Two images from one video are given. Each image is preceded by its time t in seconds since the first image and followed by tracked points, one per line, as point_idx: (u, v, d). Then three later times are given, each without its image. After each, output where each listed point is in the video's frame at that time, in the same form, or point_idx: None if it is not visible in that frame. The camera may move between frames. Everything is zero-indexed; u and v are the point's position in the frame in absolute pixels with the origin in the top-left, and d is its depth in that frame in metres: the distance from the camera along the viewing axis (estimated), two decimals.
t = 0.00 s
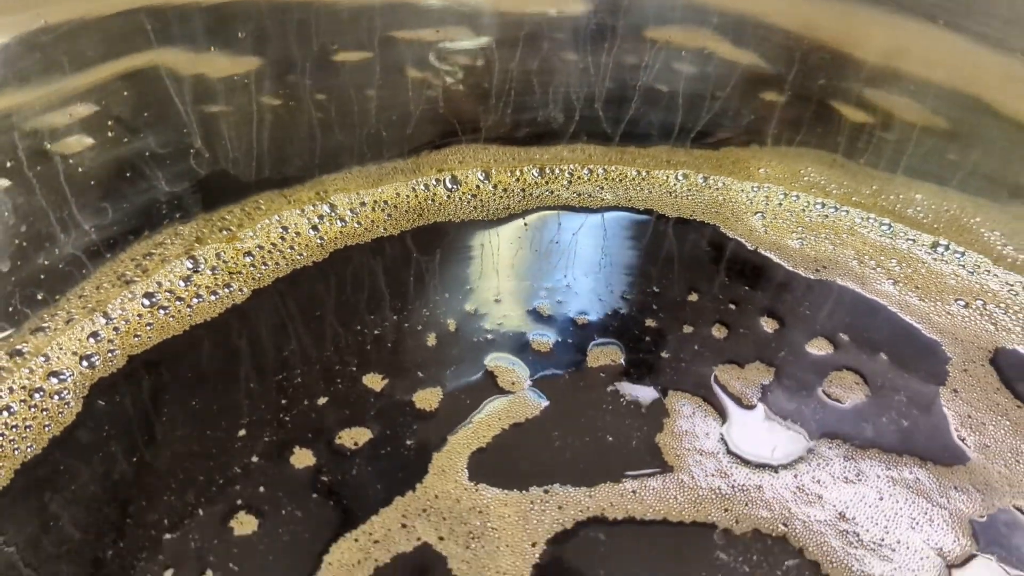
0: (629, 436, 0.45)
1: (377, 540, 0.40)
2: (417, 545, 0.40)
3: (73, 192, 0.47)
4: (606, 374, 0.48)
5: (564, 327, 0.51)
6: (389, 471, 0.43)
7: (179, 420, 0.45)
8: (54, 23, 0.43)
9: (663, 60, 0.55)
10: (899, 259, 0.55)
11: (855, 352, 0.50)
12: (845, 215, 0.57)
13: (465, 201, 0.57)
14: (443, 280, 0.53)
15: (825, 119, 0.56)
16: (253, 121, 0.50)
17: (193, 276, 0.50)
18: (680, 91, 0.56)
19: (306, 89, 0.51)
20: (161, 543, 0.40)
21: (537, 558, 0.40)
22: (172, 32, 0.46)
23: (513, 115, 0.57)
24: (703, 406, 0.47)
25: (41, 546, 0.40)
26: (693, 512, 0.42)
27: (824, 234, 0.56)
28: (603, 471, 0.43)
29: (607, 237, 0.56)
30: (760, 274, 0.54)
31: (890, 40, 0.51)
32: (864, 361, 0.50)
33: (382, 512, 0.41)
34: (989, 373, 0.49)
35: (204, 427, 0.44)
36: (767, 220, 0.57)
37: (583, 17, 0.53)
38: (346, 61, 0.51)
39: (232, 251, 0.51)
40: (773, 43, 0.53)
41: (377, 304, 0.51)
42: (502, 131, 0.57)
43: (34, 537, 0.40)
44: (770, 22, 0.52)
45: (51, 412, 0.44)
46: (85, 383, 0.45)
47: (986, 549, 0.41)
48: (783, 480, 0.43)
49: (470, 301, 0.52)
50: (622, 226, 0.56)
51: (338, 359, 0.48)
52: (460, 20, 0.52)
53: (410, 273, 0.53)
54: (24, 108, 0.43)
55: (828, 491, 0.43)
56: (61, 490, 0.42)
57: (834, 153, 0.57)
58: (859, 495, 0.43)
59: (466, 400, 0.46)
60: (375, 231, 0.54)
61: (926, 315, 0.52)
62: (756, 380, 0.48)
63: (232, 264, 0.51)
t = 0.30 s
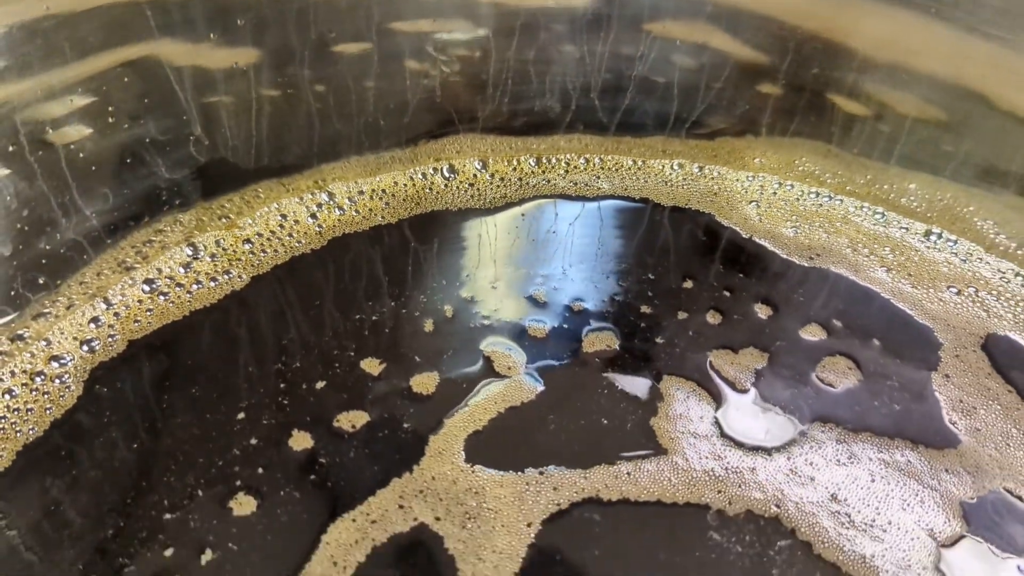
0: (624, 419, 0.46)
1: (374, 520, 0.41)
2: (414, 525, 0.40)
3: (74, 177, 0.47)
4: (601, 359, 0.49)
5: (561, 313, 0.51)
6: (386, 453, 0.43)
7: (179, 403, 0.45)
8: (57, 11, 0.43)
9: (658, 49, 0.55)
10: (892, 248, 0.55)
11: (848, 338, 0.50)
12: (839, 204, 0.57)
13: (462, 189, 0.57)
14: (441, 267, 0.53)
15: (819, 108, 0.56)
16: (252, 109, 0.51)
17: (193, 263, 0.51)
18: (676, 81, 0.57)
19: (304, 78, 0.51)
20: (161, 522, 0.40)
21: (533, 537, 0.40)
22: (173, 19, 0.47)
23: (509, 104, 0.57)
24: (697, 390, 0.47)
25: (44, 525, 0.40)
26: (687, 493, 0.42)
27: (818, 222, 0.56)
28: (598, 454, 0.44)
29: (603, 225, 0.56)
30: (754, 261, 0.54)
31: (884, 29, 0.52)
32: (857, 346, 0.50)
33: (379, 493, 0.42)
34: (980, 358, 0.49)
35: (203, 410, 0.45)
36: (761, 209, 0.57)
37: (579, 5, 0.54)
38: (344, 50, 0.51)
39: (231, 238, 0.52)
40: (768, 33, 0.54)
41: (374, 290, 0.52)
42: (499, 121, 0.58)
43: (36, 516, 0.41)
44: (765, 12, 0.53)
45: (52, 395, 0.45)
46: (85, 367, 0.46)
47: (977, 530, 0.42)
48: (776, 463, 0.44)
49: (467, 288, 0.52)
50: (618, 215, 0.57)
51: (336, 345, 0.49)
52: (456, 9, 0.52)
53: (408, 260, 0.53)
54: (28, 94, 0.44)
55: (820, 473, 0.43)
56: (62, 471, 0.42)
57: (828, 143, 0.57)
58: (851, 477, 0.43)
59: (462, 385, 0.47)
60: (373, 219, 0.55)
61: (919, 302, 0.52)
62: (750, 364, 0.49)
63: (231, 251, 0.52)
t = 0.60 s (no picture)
0: (616, 404, 0.46)
1: (370, 501, 0.41)
2: (409, 506, 0.41)
3: (75, 164, 0.48)
4: (594, 345, 0.49)
5: (554, 299, 0.52)
6: (382, 436, 0.44)
7: (177, 387, 0.46)
8: None
9: (651, 41, 0.56)
10: (883, 237, 0.56)
11: (837, 325, 0.51)
12: (830, 194, 0.58)
13: (458, 179, 0.58)
14: (436, 255, 0.54)
15: (811, 100, 0.57)
16: (250, 99, 0.52)
17: (191, 251, 0.51)
18: (668, 75, 0.57)
19: (301, 68, 0.52)
20: (159, 503, 0.41)
21: (525, 518, 0.41)
22: (171, 9, 0.47)
23: (504, 95, 0.58)
24: (689, 376, 0.48)
25: (45, 505, 0.41)
26: (678, 476, 0.43)
27: (809, 212, 0.57)
28: (590, 437, 0.45)
29: (597, 215, 0.57)
30: (746, 250, 0.55)
31: (874, 21, 0.52)
32: (847, 333, 0.51)
33: (374, 475, 0.42)
34: (968, 345, 0.50)
35: (201, 394, 0.46)
36: (753, 199, 0.58)
37: None
38: (340, 42, 0.52)
39: (229, 227, 0.53)
40: (760, 25, 0.54)
41: (371, 278, 0.52)
42: (494, 112, 0.59)
43: (38, 496, 0.41)
44: (756, 5, 0.53)
45: (52, 379, 0.45)
46: (85, 352, 0.47)
47: (963, 511, 0.43)
48: (765, 446, 0.45)
49: (463, 276, 0.53)
50: (611, 205, 0.58)
51: (333, 331, 0.49)
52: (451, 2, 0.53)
53: (404, 249, 0.54)
54: (28, 80, 0.44)
55: (808, 456, 0.44)
56: (63, 453, 0.43)
57: (819, 134, 0.58)
58: (840, 460, 0.44)
59: (457, 370, 0.48)
60: (370, 209, 0.55)
61: (908, 290, 0.53)
62: (741, 350, 0.49)
63: (229, 240, 0.52)
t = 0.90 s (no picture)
0: (607, 385, 0.47)
1: (363, 480, 0.42)
2: (402, 484, 0.42)
3: (73, 148, 0.49)
4: (586, 329, 0.50)
5: (547, 283, 0.53)
6: (375, 417, 0.45)
7: (174, 370, 0.46)
8: None
9: (642, 30, 0.57)
10: (873, 224, 0.57)
11: (827, 309, 0.52)
12: (822, 182, 0.59)
13: (452, 166, 0.58)
14: (431, 240, 0.54)
15: (801, 88, 0.57)
16: (246, 86, 0.52)
17: (188, 236, 0.52)
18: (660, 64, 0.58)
19: (296, 55, 0.53)
20: (156, 481, 0.42)
21: (517, 496, 0.42)
22: None
23: (498, 84, 0.59)
24: (679, 358, 0.48)
25: (44, 484, 0.42)
26: (668, 456, 0.44)
27: (800, 200, 0.58)
28: (582, 418, 0.45)
29: (590, 202, 0.57)
30: (737, 236, 0.55)
31: (862, 9, 0.53)
32: (836, 317, 0.51)
33: (368, 454, 0.43)
34: (957, 329, 0.51)
35: (197, 375, 0.46)
36: (745, 186, 0.58)
37: None
38: (336, 29, 0.53)
39: (226, 212, 0.53)
40: (750, 13, 0.55)
41: (365, 263, 0.53)
42: (488, 100, 0.59)
43: (37, 474, 0.42)
44: None
45: (51, 361, 0.46)
46: (83, 335, 0.47)
47: (949, 491, 0.43)
48: (755, 427, 0.45)
49: (457, 263, 0.53)
50: (604, 192, 0.58)
51: (328, 314, 0.50)
52: None
53: (399, 236, 0.54)
54: (25, 63, 0.45)
55: (797, 437, 0.45)
56: (61, 433, 0.44)
57: (810, 122, 0.59)
58: (828, 440, 0.45)
59: (450, 352, 0.48)
60: (365, 195, 0.56)
61: (897, 275, 0.53)
62: (732, 334, 0.50)
63: (225, 225, 0.53)
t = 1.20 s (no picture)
0: (596, 368, 0.48)
1: (354, 459, 0.43)
2: (392, 464, 0.42)
3: (69, 133, 0.49)
4: (575, 313, 0.51)
5: (538, 269, 0.53)
6: (367, 398, 0.45)
7: (169, 352, 0.47)
8: None
9: (633, 20, 0.57)
10: (861, 211, 0.57)
11: (815, 295, 0.52)
12: (810, 171, 0.59)
13: (445, 155, 0.59)
14: (423, 227, 0.55)
15: (790, 77, 0.58)
16: (241, 74, 0.53)
17: (183, 223, 0.53)
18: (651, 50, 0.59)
19: (290, 44, 0.53)
20: (151, 460, 0.42)
21: (505, 475, 0.42)
22: None
23: (490, 73, 0.59)
24: (667, 342, 0.49)
25: (40, 464, 0.42)
26: (655, 437, 0.44)
27: (789, 188, 0.59)
28: (570, 400, 0.46)
29: (581, 190, 0.58)
30: (726, 223, 0.56)
31: None
32: (824, 303, 0.52)
33: (359, 434, 0.44)
34: (942, 315, 0.51)
35: (192, 358, 0.47)
36: (734, 175, 0.59)
37: None
38: (329, 18, 0.53)
39: (220, 199, 0.54)
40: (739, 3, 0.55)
41: (358, 249, 0.53)
42: (481, 89, 0.60)
43: (33, 454, 0.43)
44: None
45: (47, 343, 0.46)
46: (79, 318, 0.48)
47: (932, 471, 0.44)
48: (740, 409, 0.46)
49: (449, 250, 0.54)
50: (596, 180, 0.59)
51: (320, 299, 0.50)
52: None
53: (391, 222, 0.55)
54: (21, 47, 0.46)
55: (783, 418, 0.45)
56: (58, 414, 0.44)
57: (799, 111, 0.59)
58: (813, 422, 0.45)
59: (441, 336, 0.49)
60: (358, 183, 0.57)
61: (884, 262, 0.54)
62: (719, 319, 0.51)
63: (220, 212, 0.54)
